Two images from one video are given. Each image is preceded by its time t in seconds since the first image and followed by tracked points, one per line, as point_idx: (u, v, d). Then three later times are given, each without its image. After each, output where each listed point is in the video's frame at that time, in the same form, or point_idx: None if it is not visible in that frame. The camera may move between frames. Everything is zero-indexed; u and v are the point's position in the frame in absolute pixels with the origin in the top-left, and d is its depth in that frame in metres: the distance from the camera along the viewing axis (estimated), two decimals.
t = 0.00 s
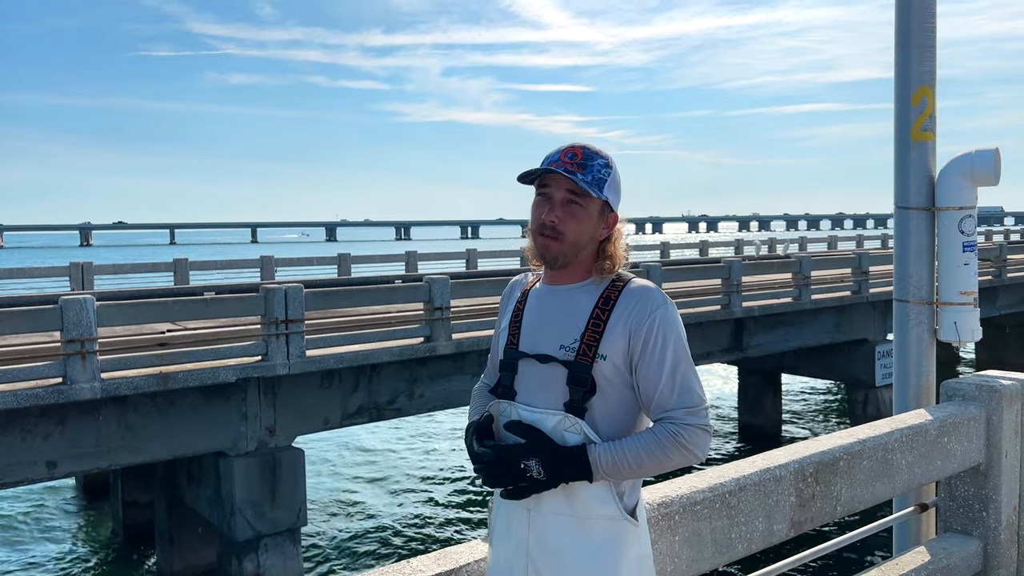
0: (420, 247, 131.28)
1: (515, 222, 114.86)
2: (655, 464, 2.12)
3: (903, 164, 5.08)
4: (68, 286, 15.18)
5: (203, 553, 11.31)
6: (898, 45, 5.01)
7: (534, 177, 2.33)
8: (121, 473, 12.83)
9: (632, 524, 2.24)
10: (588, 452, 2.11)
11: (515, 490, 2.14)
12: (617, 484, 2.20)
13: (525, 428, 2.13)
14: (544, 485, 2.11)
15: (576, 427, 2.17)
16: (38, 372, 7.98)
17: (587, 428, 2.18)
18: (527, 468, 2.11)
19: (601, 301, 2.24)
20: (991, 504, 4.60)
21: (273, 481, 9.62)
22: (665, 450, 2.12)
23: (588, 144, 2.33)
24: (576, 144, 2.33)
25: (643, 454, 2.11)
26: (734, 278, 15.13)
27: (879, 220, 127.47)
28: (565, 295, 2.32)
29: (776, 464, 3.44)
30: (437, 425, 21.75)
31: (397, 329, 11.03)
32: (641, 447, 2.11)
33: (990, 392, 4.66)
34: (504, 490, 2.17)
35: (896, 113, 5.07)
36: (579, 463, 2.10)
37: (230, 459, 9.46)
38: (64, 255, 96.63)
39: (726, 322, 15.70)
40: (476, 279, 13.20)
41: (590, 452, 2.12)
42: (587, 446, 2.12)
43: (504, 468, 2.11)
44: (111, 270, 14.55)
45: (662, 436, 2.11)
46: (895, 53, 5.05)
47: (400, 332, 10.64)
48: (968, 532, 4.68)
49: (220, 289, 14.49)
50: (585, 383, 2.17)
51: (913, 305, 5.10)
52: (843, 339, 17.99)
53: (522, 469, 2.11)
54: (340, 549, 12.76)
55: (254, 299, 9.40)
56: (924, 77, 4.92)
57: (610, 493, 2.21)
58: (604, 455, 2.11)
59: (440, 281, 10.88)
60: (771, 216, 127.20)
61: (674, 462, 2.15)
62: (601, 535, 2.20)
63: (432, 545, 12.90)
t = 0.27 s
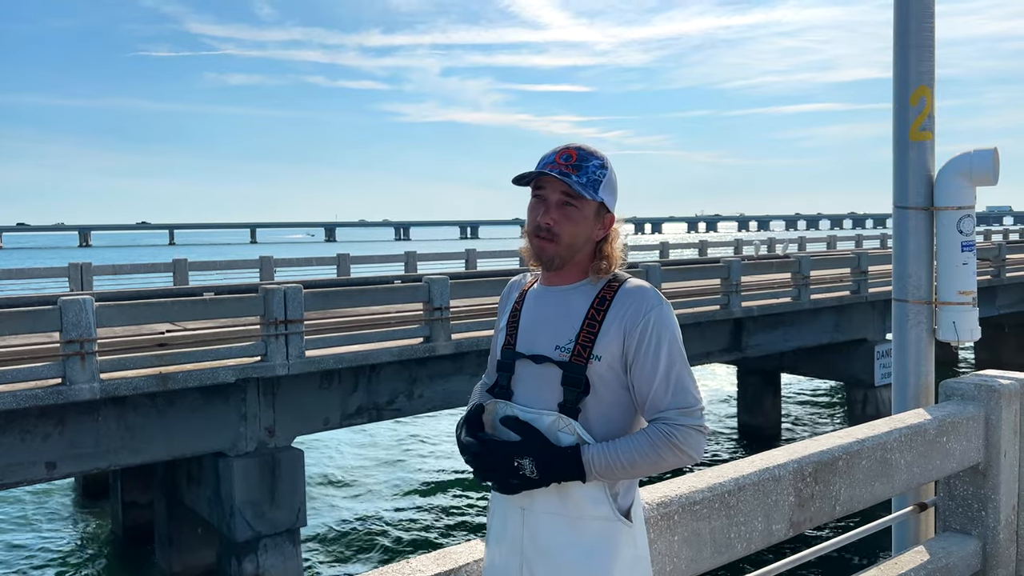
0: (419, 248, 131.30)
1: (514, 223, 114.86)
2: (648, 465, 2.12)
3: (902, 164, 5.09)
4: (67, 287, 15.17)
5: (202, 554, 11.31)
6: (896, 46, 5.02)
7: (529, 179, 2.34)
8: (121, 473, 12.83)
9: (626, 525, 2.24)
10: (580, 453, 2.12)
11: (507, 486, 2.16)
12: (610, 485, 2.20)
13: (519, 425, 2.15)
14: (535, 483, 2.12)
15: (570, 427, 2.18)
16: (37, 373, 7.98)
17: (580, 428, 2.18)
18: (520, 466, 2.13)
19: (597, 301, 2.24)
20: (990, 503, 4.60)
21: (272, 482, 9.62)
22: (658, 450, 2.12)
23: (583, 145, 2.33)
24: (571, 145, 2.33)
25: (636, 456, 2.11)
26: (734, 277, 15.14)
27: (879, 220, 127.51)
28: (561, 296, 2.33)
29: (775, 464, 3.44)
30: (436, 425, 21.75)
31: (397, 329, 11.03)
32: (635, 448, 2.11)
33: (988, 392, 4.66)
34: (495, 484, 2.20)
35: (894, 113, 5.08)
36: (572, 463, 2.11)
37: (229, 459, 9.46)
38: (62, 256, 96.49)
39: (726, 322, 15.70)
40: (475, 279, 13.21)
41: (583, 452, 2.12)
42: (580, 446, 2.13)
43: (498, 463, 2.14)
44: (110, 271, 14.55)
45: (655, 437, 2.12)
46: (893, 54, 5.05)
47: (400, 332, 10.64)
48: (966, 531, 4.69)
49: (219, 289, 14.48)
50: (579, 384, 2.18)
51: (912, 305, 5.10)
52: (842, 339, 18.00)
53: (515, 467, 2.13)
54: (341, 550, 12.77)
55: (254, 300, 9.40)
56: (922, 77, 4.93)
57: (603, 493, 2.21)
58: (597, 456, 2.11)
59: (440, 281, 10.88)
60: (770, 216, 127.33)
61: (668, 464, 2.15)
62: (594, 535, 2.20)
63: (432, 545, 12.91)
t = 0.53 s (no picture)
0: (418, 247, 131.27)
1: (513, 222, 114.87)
2: (647, 465, 2.13)
3: (900, 163, 5.09)
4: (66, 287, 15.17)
5: (202, 553, 11.31)
6: (895, 45, 5.02)
7: (523, 180, 2.34)
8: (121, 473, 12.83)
9: (625, 524, 2.24)
10: (581, 452, 2.12)
11: (507, 484, 2.15)
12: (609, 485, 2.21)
13: (518, 424, 2.12)
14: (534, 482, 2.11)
15: (570, 426, 2.18)
16: (36, 373, 7.97)
17: (580, 428, 2.18)
18: (520, 465, 2.11)
19: (595, 301, 2.24)
20: (988, 502, 4.60)
21: (271, 481, 9.62)
22: (658, 450, 2.12)
23: (577, 144, 2.33)
24: (565, 145, 2.34)
25: (635, 455, 2.11)
26: (733, 276, 15.14)
27: (877, 219, 127.55)
28: (560, 296, 2.33)
29: (774, 463, 3.44)
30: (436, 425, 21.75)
31: (396, 329, 11.03)
32: (634, 448, 2.11)
33: (987, 390, 4.66)
34: (494, 479, 2.19)
35: (893, 112, 5.08)
36: (572, 463, 2.10)
37: (229, 459, 9.46)
38: (60, 256, 96.37)
39: (725, 321, 15.71)
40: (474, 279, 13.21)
41: (583, 452, 2.12)
42: (580, 446, 2.12)
43: (496, 462, 2.13)
44: (109, 271, 14.54)
45: (654, 437, 2.12)
46: (891, 54, 5.06)
47: (399, 332, 10.64)
48: (965, 529, 4.69)
49: (218, 289, 14.47)
50: (579, 383, 2.18)
51: (910, 303, 5.10)
52: (841, 338, 18.01)
53: (515, 466, 2.11)
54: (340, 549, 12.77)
55: (253, 299, 9.40)
56: (921, 76, 4.93)
57: (603, 492, 2.22)
58: (596, 456, 2.11)
59: (439, 281, 10.88)
60: (769, 215, 127.36)
61: (667, 463, 2.16)
62: (593, 534, 2.20)
63: (432, 544, 12.91)
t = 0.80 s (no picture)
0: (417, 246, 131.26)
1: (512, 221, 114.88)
2: (650, 460, 2.13)
3: (899, 161, 5.09)
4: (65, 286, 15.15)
5: (201, 552, 11.31)
6: (893, 44, 5.02)
7: (525, 176, 2.34)
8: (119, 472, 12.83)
9: (627, 522, 2.24)
10: (583, 448, 2.12)
11: (511, 480, 2.17)
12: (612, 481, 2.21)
13: (520, 421, 2.14)
14: (537, 478, 2.13)
15: (572, 424, 2.18)
16: (35, 372, 7.96)
17: (582, 425, 2.19)
18: (523, 461, 2.13)
19: (596, 298, 2.24)
20: (987, 499, 4.61)
21: (271, 480, 9.62)
22: (660, 445, 2.12)
23: (578, 141, 2.34)
24: (566, 142, 2.34)
25: (637, 451, 2.12)
26: (732, 275, 15.14)
27: (876, 217, 127.56)
28: (561, 293, 2.33)
29: (773, 461, 3.45)
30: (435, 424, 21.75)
31: (395, 327, 11.03)
32: (637, 444, 2.11)
33: (986, 388, 4.66)
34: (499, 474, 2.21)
35: (891, 110, 5.08)
36: (574, 459, 2.11)
37: (228, 458, 9.46)
38: (59, 255, 96.29)
39: (724, 319, 15.71)
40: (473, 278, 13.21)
41: (585, 448, 2.12)
42: (582, 442, 2.13)
43: (501, 458, 2.16)
44: (107, 270, 14.54)
45: (656, 432, 2.12)
46: (890, 52, 5.06)
47: (398, 330, 10.64)
48: (964, 527, 4.70)
49: (217, 288, 14.46)
50: (580, 380, 2.18)
51: (909, 301, 5.10)
52: (840, 336, 18.02)
53: (518, 462, 2.13)
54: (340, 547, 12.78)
55: (252, 298, 9.40)
56: (919, 74, 4.93)
57: (605, 489, 2.22)
58: (599, 452, 2.11)
59: (438, 279, 10.88)
60: (768, 213, 127.33)
61: (670, 458, 2.15)
62: (595, 533, 2.21)
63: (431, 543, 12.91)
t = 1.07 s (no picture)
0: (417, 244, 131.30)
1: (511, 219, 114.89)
2: (646, 460, 2.14)
3: (898, 160, 5.09)
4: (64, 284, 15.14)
5: (200, 550, 11.32)
6: (893, 42, 5.02)
7: (527, 166, 2.36)
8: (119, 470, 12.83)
9: (627, 520, 2.25)
10: (579, 449, 2.13)
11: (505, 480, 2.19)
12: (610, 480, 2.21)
13: (516, 420, 2.15)
14: (533, 478, 2.14)
15: (571, 422, 2.19)
16: (34, 370, 7.96)
17: (581, 424, 2.20)
18: (518, 461, 2.15)
19: (597, 296, 2.25)
20: (986, 497, 4.62)
21: (270, 478, 9.63)
22: (656, 445, 2.13)
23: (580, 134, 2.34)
24: (568, 134, 2.35)
25: (633, 451, 2.12)
26: (731, 273, 15.15)
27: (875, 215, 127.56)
28: (562, 289, 2.33)
29: (771, 458, 3.45)
30: (434, 421, 21.75)
31: (394, 325, 11.03)
32: (632, 443, 2.12)
33: (984, 385, 4.67)
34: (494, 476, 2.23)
35: (890, 108, 5.08)
36: (569, 459, 2.11)
37: (227, 456, 9.46)
38: (58, 254, 96.20)
39: (723, 317, 15.72)
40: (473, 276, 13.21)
41: (581, 448, 2.13)
42: (578, 442, 2.13)
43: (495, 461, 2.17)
44: (106, 268, 14.51)
45: (652, 432, 2.13)
46: (889, 50, 5.06)
47: (397, 329, 10.64)
48: (962, 525, 4.70)
49: (216, 286, 14.44)
50: (580, 378, 2.18)
51: (907, 299, 5.10)
52: (839, 334, 18.03)
53: (513, 463, 2.15)
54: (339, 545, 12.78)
55: (251, 296, 9.39)
56: (919, 72, 4.93)
57: (604, 488, 2.22)
58: (594, 452, 2.12)
59: (437, 277, 10.88)
60: (768, 211, 127.28)
61: (666, 459, 2.16)
62: (595, 532, 2.21)
63: (429, 541, 12.92)
